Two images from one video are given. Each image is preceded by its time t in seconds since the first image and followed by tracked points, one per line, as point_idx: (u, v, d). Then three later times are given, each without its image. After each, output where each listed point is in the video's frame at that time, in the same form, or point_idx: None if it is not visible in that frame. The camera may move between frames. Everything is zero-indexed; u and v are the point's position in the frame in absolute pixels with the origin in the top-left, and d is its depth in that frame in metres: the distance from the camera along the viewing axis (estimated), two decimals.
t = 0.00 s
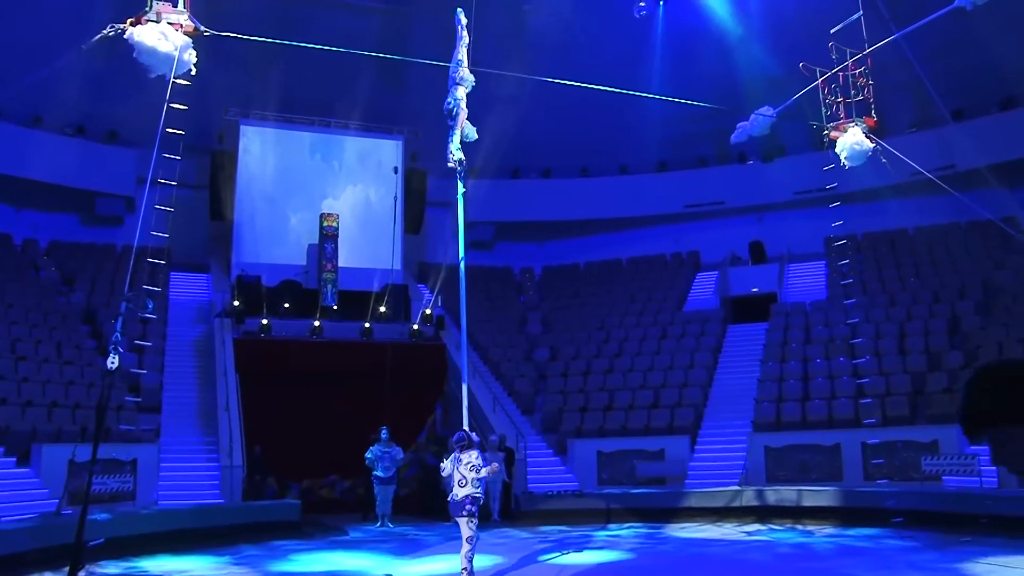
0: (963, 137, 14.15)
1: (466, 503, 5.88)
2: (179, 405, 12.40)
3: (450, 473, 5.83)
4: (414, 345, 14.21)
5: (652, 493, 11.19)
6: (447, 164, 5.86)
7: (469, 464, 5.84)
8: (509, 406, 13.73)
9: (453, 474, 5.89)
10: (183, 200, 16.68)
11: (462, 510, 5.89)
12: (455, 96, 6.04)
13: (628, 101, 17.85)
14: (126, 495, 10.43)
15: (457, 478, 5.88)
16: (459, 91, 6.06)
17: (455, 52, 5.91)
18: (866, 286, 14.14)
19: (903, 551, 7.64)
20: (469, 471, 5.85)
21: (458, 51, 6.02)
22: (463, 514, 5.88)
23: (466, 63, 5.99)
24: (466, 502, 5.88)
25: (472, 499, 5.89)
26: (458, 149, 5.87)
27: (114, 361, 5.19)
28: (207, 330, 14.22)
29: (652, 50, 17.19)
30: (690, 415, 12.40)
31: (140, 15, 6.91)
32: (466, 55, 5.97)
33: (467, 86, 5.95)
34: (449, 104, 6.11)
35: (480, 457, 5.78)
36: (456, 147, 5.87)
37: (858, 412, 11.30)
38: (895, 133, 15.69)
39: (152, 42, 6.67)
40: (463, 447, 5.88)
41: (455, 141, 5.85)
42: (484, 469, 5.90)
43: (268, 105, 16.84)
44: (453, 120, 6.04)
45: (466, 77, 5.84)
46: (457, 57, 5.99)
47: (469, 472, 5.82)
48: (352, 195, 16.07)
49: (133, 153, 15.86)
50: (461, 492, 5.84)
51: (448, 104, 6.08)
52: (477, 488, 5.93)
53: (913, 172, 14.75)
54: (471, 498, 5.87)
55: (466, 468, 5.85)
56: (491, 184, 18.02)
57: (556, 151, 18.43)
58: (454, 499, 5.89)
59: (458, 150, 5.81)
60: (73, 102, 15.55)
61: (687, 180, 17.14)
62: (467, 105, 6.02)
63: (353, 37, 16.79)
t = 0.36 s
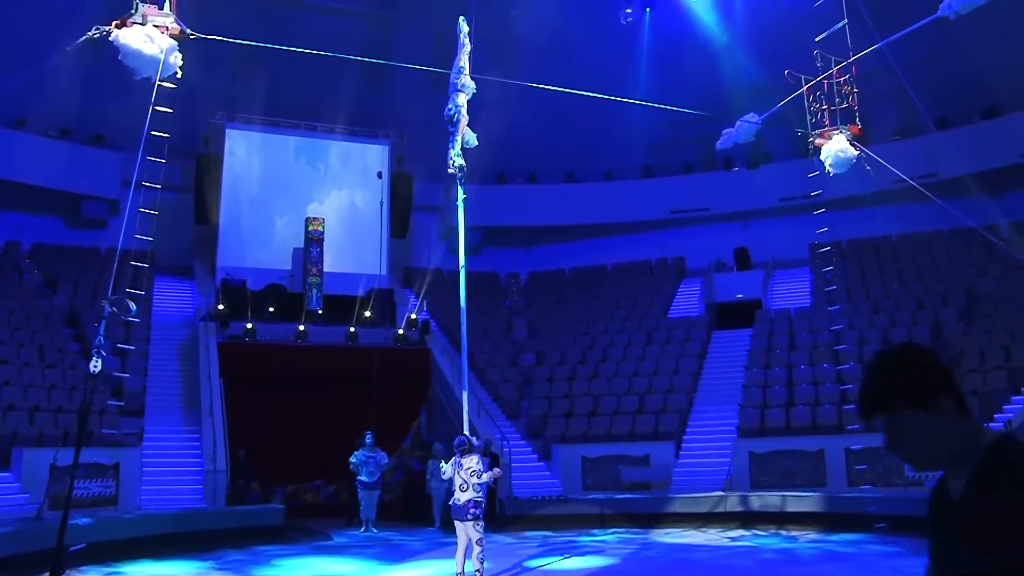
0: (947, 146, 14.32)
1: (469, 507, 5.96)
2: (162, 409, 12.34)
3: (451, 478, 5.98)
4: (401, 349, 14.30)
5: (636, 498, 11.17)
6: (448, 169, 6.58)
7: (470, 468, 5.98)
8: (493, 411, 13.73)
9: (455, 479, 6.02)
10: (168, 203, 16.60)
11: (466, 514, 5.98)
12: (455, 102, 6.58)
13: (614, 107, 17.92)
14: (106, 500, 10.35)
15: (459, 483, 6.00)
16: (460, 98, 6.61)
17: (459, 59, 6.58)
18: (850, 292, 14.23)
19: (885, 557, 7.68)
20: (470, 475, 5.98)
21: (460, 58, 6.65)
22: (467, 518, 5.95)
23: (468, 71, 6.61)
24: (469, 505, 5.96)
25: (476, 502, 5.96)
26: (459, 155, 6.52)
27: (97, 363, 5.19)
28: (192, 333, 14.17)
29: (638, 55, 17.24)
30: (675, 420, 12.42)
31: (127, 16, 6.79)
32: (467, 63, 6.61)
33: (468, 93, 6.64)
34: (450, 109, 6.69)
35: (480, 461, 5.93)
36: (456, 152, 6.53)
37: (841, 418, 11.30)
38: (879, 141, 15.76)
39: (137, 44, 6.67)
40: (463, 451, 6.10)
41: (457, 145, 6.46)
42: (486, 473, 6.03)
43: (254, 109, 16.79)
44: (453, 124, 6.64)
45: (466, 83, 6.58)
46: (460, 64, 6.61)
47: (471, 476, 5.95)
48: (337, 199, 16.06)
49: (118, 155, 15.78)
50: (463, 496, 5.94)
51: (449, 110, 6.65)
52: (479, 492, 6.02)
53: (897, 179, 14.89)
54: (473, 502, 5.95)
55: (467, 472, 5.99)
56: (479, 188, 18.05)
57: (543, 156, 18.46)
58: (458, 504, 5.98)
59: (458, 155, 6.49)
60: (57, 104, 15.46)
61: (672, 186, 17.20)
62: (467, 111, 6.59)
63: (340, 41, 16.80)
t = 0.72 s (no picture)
0: (926, 155, 14.50)
1: (461, 507, 6.00)
2: (143, 406, 12.26)
3: (445, 479, 5.95)
4: (382, 350, 14.21)
5: (614, 501, 11.17)
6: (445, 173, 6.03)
7: (466, 469, 5.95)
8: (473, 412, 13.76)
9: (449, 479, 6.01)
10: (148, 200, 16.48)
11: (458, 513, 6.01)
12: (452, 105, 6.23)
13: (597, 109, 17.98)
14: (82, 497, 10.13)
15: (452, 483, 5.99)
16: (457, 101, 6.30)
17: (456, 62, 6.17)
18: (829, 297, 14.35)
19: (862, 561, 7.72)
20: (465, 475, 5.96)
21: (459, 59, 6.19)
22: (459, 517, 6.00)
23: (465, 72, 6.20)
24: (462, 505, 5.99)
25: (469, 503, 5.98)
26: (456, 158, 6.10)
27: (73, 361, 4.86)
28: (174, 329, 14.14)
29: (622, 59, 17.31)
30: (655, 423, 12.46)
31: (109, 12, 6.80)
32: (464, 65, 6.18)
33: (464, 96, 6.33)
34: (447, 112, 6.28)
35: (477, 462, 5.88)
36: (454, 153, 6.02)
37: (820, 422, 11.47)
38: (859, 148, 15.86)
39: (120, 39, 6.67)
40: (457, 452, 5.97)
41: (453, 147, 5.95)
42: (481, 471, 6.01)
43: (237, 106, 16.69)
44: (452, 128, 6.23)
45: (464, 86, 6.24)
46: (456, 66, 6.18)
47: (466, 477, 5.92)
48: (319, 198, 16.02)
49: (98, 151, 15.65)
50: (456, 496, 5.95)
51: (446, 114, 6.26)
52: (473, 492, 6.03)
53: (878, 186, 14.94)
54: (466, 502, 5.97)
55: (462, 472, 5.95)
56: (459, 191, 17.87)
57: (526, 158, 18.46)
58: (450, 504, 6.01)
59: (456, 157, 5.98)
60: (38, 98, 15.31)
61: (654, 189, 17.25)
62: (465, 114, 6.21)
63: (324, 40, 16.77)
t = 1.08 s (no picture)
0: (904, 158, 14.65)
1: (454, 505, 5.67)
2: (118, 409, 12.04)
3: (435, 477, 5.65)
4: (361, 348, 14.24)
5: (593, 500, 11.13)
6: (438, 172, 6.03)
7: (455, 467, 5.65)
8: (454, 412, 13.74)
9: (439, 477, 5.71)
10: (127, 198, 16.39)
11: (451, 512, 5.67)
12: (447, 106, 6.21)
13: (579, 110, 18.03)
14: (58, 497, 10.03)
15: (442, 481, 5.70)
16: (451, 103, 6.24)
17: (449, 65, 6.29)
18: (808, 298, 14.47)
19: (840, 559, 7.75)
20: (455, 473, 5.65)
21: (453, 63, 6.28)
22: (452, 517, 5.64)
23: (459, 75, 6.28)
24: (454, 504, 5.66)
25: (460, 501, 5.66)
26: (450, 158, 6.16)
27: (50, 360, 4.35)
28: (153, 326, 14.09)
29: (604, 60, 17.36)
30: (634, 423, 12.50)
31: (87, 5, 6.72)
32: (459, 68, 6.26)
33: (459, 98, 6.31)
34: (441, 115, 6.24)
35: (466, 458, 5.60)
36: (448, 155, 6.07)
37: (798, 422, 11.52)
38: (839, 150, 15.96)
39: (98, 34, 6.59)
40: (449, 451, 5.72)
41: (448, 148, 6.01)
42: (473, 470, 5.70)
43: (217, 103, 16.59)
44: (444, 129, 6.22)
45: (458, 87, 6.27)
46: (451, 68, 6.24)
47: (456, 475, 5.61)
48: (298, 195, 15.93)
49: (77, 147, 15.50)
50: (447, 495, 5.63)
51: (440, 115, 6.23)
52: (464, 491, 5.72)
53: (856, 188, 15.12)
54: (458, 501, 5.65)
55: (452, 470, 5.65)
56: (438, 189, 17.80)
57: (507, 158, 18.47)
58: (441, 502, 5.68)
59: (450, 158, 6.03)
60: (15, 92, 15.14)
61: (634, 189, 17.31)
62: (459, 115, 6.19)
63: (306, 37, 16.72)
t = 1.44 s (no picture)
0: (886, 157, 14.74)
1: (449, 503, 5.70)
2: (100, 410, 12.00)
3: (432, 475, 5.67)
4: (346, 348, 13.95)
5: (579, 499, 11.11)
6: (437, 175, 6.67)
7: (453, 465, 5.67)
8: (438, 412, 13.44)
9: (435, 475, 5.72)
10: (110, 197, 16.27)
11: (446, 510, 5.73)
12: (443, 110, 6.62)
13: (564, 110, 18.03)
14: (40, 500, 10.11)
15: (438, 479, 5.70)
16: (448, 106, 6.65)
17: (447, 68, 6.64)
18: (792, 298, 14.56)
19: (824, 558, 7.78)
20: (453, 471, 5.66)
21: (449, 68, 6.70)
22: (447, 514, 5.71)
23: (456, 79, 6.67)
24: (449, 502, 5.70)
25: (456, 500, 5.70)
26: (446, 161, 6.67)
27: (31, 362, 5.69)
28: (133, 328, 13.91)
29: (588, 60, 17.38)
30: (618, 422, 12.51)
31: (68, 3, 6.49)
32: (455, 71, 6.67)
33: (456, 101, 6.67)
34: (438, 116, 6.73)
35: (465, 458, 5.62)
36: (445, 159, 6.65)
37: (782, 421, 11.52)
38: (822, 150, 16.13)
39: (80, 32, 6.57)
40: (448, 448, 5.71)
41: (444, 152, 6.61)
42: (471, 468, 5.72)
43: (200, 103, 16.58)
44: (441, 131, 6.69)
45: (454, 90, 6.59)
46: (448, 72, 6.64)
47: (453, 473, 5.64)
48: (282, 195, 15.91)
49: (58, 146, 15.40)
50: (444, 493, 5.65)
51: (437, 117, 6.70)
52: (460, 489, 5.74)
53: (839, 188, 15.20)
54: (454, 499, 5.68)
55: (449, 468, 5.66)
56: (422, 189, 17.85)
57: (492, 158, 18.48)
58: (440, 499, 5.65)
59: (447, 162, 6.61)
60: None
61: (619, 189, 17.34)
62: (455, 118, 6.67)
63: (290, 37, 16.68)
